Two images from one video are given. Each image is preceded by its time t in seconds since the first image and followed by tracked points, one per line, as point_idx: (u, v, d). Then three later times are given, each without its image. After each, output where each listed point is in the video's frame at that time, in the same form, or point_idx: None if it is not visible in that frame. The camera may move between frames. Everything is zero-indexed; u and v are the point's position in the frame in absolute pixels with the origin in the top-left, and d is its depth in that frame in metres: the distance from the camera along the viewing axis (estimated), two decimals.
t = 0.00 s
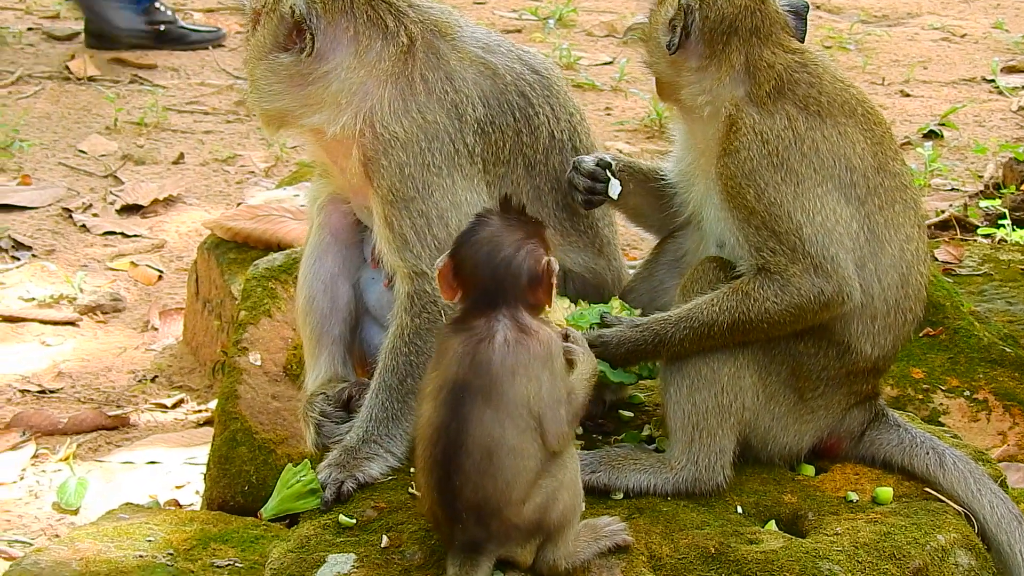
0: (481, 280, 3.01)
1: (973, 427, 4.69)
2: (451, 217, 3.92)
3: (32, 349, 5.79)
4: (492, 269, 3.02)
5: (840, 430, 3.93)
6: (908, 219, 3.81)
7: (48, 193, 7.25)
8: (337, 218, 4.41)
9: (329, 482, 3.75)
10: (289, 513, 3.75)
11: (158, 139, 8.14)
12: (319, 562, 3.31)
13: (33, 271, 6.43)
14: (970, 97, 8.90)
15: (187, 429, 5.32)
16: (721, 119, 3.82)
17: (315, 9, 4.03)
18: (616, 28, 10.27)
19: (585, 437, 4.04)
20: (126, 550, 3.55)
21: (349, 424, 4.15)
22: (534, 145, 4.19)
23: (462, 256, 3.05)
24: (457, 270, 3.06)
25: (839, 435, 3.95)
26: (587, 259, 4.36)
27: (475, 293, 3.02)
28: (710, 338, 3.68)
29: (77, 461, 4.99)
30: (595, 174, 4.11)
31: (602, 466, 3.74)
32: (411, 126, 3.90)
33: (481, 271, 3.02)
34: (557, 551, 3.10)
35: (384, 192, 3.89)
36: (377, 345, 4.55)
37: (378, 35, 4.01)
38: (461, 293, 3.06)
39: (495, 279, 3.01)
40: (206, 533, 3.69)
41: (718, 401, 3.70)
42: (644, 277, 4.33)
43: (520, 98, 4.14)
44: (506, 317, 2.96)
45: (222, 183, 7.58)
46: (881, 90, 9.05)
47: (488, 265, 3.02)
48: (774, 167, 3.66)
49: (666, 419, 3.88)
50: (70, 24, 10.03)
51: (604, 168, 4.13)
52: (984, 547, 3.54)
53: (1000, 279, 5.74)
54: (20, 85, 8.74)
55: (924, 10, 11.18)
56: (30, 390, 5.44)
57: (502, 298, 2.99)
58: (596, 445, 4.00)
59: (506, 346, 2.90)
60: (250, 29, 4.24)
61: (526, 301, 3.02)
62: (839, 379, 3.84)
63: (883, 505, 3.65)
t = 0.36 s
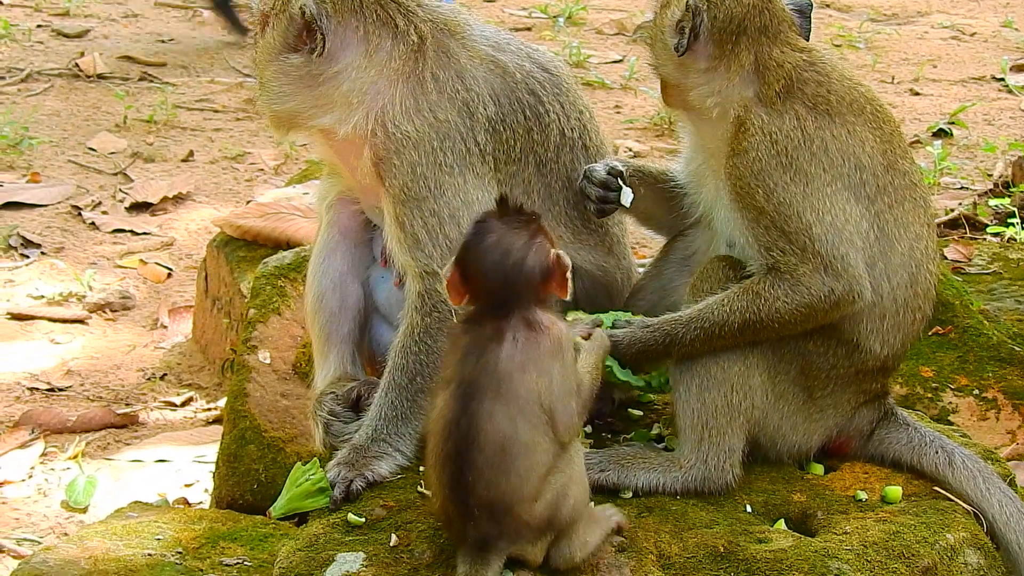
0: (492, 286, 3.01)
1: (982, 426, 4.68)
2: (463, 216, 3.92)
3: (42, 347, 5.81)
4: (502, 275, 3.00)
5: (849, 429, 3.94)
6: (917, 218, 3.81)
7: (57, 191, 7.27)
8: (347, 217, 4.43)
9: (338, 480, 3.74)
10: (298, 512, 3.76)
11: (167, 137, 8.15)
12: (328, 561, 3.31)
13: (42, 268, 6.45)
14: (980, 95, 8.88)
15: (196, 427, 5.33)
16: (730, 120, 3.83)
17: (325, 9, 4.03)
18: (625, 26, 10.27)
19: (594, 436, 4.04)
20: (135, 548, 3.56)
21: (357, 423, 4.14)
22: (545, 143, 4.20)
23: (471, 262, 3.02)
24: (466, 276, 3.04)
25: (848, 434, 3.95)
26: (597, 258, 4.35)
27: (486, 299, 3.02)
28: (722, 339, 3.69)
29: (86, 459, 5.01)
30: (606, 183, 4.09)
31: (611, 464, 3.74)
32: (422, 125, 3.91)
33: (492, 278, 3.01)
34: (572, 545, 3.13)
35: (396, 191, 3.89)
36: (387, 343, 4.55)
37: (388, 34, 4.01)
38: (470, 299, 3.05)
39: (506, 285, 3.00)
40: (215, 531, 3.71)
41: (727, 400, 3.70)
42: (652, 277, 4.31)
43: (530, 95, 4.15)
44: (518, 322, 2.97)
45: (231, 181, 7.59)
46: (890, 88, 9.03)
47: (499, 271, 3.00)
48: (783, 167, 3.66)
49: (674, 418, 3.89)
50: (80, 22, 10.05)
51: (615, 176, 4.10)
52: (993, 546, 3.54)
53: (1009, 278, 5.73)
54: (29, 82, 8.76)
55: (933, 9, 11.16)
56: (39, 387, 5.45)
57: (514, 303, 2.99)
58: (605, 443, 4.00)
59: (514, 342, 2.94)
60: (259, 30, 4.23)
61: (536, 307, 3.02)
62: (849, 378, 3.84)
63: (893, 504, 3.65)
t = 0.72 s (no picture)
0: (512, 287, 2.95)
1: (988, 426, 4.70)
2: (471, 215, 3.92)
3: (47, 345, 5.81)
4: (523, 275, 2.96)
5: (856, 429, 3.93)
6: (928, 218, 3.81)
7: (62, 188, 7.27)
8: (354, 216, 4.42)
9: (344, 480, 3.75)
10: (303, 511, 3.75)
11: (172, 135, 8.16)
12: (333, 560, 3.31)
13: (47, 266, 6.45)
14: (986, 95, 8.88)
15: (201, 425, 5.33)
16: (744, 117, 3.80)
17: (332, 8, 4.03)
18: (631, 25, 10.27)
19: (600, 435, 4.04)
20: (140, 546, 3.56)
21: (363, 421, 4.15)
22: (552, 143, 4.20)
23: (489, 266, 2.95)
24: (483, 279, 2.95)
25: (855, 434, 3.95)
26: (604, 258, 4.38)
27: (506, 302, 2.96)
28: (725, 327, 3.66)
29: (91, 457, 5.01)
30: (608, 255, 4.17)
31: (618, 463, 3.74)
32: (431, 124, 3.90)
33: (513, 279, 2.95)
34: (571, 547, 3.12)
35: (404, 190, 3.89)
36: (393, 342, 4.55)
37: (396, 33, 4.02)
38: (484, 302, 2.97)
39: (526, 286, 2.96)
40: (220, 529, 3.71)
41: (733, 399, 3.69)
42: (658, 277, 4.32)
43: (538, 95, 4.15)
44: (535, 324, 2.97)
45: (237, 179, 7.59)
46: (896, 88, 9.02)
47: (518, 270, 2.96)
48: (802, 166, 3.65)
49: (680, 418, 3.89)
50: (85, 19, 10.06)
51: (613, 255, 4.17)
52: (999, 547, 3.54)
53: (1015, 278, 5.73)
54: (35, 80, 8.76)
55: (939, 9, 11.15)
56: (44, 384, 5.45)
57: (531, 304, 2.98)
58: (611, 442, 4.00)
59: (532, 341, 2.94)
60: (266, 31, 4.23)
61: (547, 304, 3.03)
62: (856, 378, 3.84)
63: (899, 505, 3.65)
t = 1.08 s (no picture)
0: (517, 280, 2.99)
1: (992, 426, 4.70)
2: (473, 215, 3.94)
3: (51, 344, 5.82)
4: (529, 268, 3.00)
5: (859, 429, 3.94)
6: (935, 218, 3.83)
7: (66, 188, 7.28)
8: (358, 216, 4.44)
9: (347, 479, 3.75)
10: (308, 510, 3.73)
11: (177, 135, 8.17)
12: (337, 559, 3.31)
13: (51, 265, 6.46)
14: (990, 95, 8.88)
15: (205, 425, 5.34)
16: (759, 111, 3.77)
17: (335, 7, 4.03)
18: (635, 25, 10.27)
19: (603, 435, 4.04)
20: (144, 546, 3.57)
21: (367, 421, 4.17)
22: (556, 143, 4.21)
23: (495, 261, 2.98)
24: (488, 275, 2.98)
25: (858, 433, 3.95)
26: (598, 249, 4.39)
27: (511, 294, 3.00)
28: (729, 308, 3.67)
29: (95, 456, 5.02)
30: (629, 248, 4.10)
31: (622, 463, 3.73)
32: (434, 123, 3.92)
33: (518, 272, 2.99)
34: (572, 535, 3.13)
35: (407, 189, 3.91)
36: (397, 342, 4.55)
37: (399, 33, 4.02)
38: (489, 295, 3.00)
39: (531, 278, 3.00)
40: (223, 529, 3.71)
41: (737, 398, 3.70)
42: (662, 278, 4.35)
43: (542, 94, 4.15)
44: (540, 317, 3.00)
45: (241, 179, 7.60)
46: (900, 88, 9.02)
47: (523, 259, 2.99)
48: (818, 162, 3.65)
49: (684, 417, 3.89)
50: (90, 19, 10.08)
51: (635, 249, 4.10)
52: (1002, 546, 3.54)
53: (1019, 278, 5.72)
54: (39, 79, 8.78)
55: (943, 9, 11.15)
56: (48, 384, 5.46)
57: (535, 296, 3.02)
58: (614, 442, 4.00)
59: (538, 326, 2.98)
60: (271, 28, 4.23)
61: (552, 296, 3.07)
62: (861, 378, 3.85)
63: (902, 504, 3.65)
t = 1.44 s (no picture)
0: (488, 213, 3.08)
1: (991, 426, 4.72)
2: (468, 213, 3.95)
3: (50, 345, 5.82)
4: (498, 199, 3.08)
5: (858, 428, 3.95)
6: (933, 214, 3.86)
7: (65, 188, 7.29)
8: (356, 215, 4.43)
9: (346, 480, 3.75)
10: (307, 511, 3.75)
11: (176, 135, 8.17)
12: (335, 560, 3.32)
13: (51, 266, 6.47)
14: (989, 95, 8.88)
15: (204, 425, 5.34)
16: (757, 107, 3.78)
17: (332, 3, 4.06)
18: (635, 25, 10.27)
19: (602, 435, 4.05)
20: (142, 546, 3.57)
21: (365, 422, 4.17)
22: (553, 144, 4.19)
23: (462, 194, 3.09)
24: (457, 210, 3.10)
25: (856, 433, 3.96)
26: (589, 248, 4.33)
27: (485, 228, 3.08)
28: (733, 300, 3.70)
29: (94, 457, 5.03)
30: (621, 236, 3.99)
31: (620, 464, 3.73)
32: (428, 121, 3.92)
33: (487, 204, 3.08)
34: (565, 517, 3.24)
35: (401, 188, 3.93)
36: (395, 342, 4.57)
37: (396, 32, 4.02)
38: (464, 232, 3.11)
39: (504, 209, 3.09)
40: (222, 530, 3.72)
41: (735, 398, 3.70)
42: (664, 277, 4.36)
43: (538, 95, 4.15)
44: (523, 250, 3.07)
45: (241, 179, 7.61)
46: (899, 88, 9.02)
47: (493, 197, 3.08)
48: (817, 159, 3.66)
49: (682, 418, 3.89)
50: (89, 18, 10.08)
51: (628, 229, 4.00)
52: (999, 545, 3.54)
53: (1018, 278, 5.73)
54: (38, 79, 8.78)
55: (943, 9, 11.15)
56: (47, 385, 5.47)
57: (513, 229, 3.09)
58: (613, 442, 4.01)
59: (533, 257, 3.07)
60: (272, 23, 4.28)
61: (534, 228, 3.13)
62: (859, 377, 3.86)
63: (900, 504, 3.65)
